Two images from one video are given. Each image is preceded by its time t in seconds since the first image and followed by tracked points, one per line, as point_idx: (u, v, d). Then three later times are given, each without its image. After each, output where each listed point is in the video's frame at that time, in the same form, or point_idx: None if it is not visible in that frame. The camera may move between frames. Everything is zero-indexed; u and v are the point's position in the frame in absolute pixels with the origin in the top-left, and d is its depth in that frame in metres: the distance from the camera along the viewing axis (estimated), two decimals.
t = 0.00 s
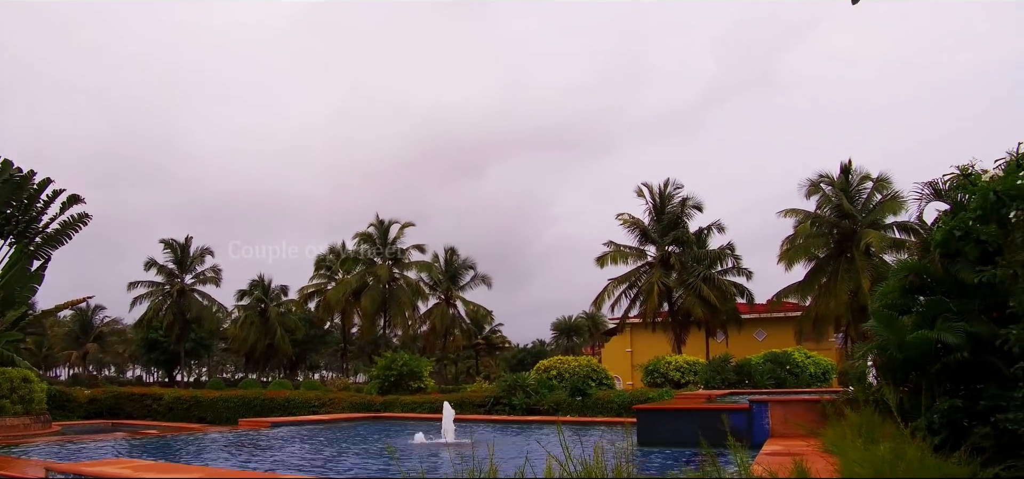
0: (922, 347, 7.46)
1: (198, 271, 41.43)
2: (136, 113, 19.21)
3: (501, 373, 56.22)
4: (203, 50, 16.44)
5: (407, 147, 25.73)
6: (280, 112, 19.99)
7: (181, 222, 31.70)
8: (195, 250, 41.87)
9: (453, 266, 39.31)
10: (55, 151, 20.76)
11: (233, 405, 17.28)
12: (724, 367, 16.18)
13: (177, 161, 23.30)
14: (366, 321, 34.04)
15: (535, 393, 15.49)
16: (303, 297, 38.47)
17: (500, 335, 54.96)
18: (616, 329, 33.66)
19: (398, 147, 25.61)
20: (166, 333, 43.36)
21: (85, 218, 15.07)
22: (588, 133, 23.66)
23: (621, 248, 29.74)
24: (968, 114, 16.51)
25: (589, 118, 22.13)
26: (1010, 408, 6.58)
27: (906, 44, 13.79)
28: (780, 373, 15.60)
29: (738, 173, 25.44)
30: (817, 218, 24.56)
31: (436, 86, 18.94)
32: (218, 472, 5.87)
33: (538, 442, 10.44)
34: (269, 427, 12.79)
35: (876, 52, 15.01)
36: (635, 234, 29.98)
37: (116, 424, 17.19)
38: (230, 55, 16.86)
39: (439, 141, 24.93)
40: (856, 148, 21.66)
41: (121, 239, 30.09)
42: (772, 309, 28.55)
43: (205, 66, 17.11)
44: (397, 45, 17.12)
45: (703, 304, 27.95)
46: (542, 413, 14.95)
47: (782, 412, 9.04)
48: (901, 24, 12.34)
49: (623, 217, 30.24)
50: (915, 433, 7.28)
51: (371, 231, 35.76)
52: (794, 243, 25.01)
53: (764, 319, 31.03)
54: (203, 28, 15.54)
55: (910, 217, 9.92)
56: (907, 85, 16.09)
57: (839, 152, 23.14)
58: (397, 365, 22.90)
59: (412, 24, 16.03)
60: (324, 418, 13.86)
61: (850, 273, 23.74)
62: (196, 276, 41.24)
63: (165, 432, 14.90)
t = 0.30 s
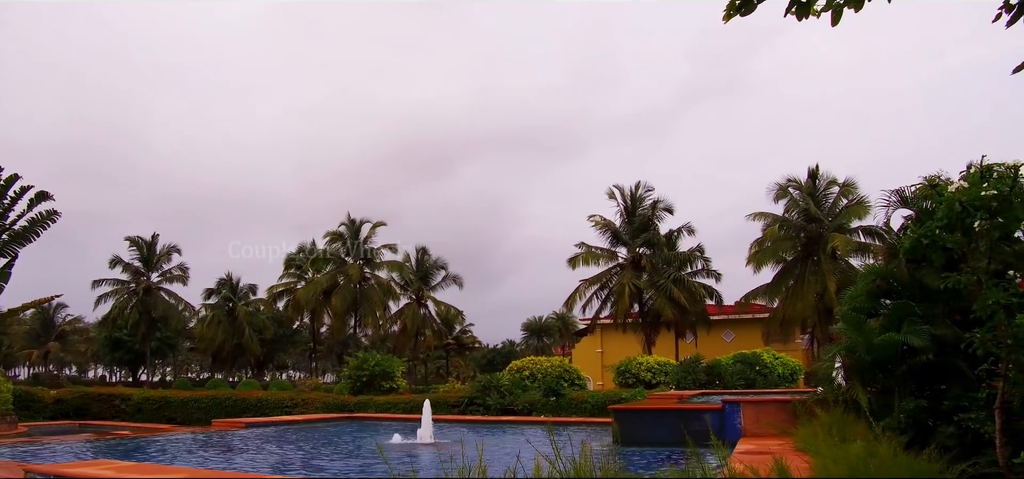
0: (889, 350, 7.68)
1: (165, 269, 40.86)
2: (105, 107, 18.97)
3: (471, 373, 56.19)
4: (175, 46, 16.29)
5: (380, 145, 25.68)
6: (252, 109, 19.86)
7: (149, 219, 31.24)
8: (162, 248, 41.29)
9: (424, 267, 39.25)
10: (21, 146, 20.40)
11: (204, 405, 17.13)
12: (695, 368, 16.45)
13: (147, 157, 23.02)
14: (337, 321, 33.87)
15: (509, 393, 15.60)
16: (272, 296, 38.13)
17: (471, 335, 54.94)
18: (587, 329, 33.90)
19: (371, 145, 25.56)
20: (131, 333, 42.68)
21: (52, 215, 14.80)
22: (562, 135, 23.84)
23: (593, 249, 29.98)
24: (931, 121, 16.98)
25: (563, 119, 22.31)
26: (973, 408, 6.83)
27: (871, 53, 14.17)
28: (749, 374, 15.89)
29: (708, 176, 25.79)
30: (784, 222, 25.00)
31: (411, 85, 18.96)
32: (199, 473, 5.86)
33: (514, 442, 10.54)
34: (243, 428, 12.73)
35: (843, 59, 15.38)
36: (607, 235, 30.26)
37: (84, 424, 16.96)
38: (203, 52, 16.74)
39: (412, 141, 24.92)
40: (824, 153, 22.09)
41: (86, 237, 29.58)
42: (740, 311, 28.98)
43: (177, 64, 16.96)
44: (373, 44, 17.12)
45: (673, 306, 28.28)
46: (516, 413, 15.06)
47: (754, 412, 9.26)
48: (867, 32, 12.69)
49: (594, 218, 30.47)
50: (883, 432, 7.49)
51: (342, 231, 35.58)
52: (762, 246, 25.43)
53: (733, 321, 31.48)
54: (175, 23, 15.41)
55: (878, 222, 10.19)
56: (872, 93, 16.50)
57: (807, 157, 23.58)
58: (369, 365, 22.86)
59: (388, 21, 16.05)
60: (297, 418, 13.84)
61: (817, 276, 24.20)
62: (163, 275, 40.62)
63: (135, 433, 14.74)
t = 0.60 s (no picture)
0: (878, 351, 7.86)
1: (147, 269, 40.53)
2: (92, 105, 18.91)
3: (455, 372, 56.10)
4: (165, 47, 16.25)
5: (368, 145, 25.67)
6: (240, 110, 19.83)
7: (132, 216, 31.00)
8: (144, 247, 40.95)
9: (410, 267, 39.21)
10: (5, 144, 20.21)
11: (192, 405, 17.06)
12: (683, 369, 16.66)
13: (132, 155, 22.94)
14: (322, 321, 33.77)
15: (499, 393, 15.69)
16: (256, 296, 37.93)
17: (455, 335, 54.91)
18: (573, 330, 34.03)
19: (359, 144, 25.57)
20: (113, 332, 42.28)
21: (41, 213, 14.71)
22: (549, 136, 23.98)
23: (579, 251, 30.14)
24: (912, 125, 17.30)
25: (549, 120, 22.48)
26: (960, 407, 7.03)
27: (854, 61, 14.45)
28: (737, 375, 16.10)
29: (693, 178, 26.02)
30: (769, 224, 25.27)
31: (401, 85, 19.01)
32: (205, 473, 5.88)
33: (508, 441, 10.63)
34: (234, 428, 12.71)
35: (827, 64, 15.65)
36: (593, 237, 30.43)
37: (70, 424, 16.85)
38: (192, 52, 16.72)
39: (400, 141, 24.92)
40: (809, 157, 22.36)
41: (69, 236, 29.30)
42: (724, 312, 29.24)
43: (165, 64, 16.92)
44: (362, 43, 17.14)
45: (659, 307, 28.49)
46: (506, 413, 15.16)
47: (745, 411, 9.44)
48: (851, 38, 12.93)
49: (581, 219, 30.62)
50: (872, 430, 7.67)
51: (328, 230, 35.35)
52: (747, 249, 25.68)
53: (717, 322, 31.77)
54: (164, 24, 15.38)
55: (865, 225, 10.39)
56: (855, 99, 16.79)
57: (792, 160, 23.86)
58: (356, 365, 22.84)
59: (377, 19, 16.11)
60: (288, 419, 13.86)
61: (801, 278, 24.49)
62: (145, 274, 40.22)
63: (123, 434, 14.72)
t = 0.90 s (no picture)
0: (873, 353, 8.04)
1: (139, 270, 40.37)
2: (87, 105, 18.95)
3: (447, 374, 56.08)
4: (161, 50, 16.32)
5: (363, 145, 25.76)
6: (238, 110, 19.94)
7: (124, 215, 30.91)
8: (135, 248, 40.81)
9: (403, 268, 39.35)
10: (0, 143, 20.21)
11: (188, 407, 17.07)
12: (677, 371, 16.92)
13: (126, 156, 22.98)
14: (316, 322, 33.73)
15: (496, 395, 15.82)
16: (247, 297, 37.85)
17: (446, 337, 54.96)
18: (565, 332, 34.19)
19: (354, 145, 25.66)
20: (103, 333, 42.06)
21: (39, 214, 14.78)
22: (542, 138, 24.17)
23: (572, 253, 30.30)
24: (904, 130, 17.49)
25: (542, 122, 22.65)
26: (953, 409, 7.22)
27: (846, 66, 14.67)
28: (731, 376, 16.34)
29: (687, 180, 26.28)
30: (761, 228, 25.52)
31: (396, 87, 19.13)
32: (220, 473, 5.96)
33: (507, 441, 10.73)
34: (232, 429, 12.77)
35: (819, 68, 15.88)
36: (586, 240, 30.62)
37: (65, 426, 16.83)
38: (188, 54, 16.79)
39: (395, 142, 25.01)
40: (800, 160, 22.62)
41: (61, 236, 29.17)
42: (716, 315, 29.47)
43: (161, 66, 16.98)
44: (358, 44, 17.26)
45: (652, 310, 28.68)
46: (503, 415, 15.30)
47: (742, 413, 9.57)
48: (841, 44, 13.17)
49: (574, 222, 30.80)
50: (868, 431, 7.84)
51: (320, 232, 35.04)
52: (739, 252, 25.92)
53: (708, 325, 32.01)
54: (160, 27, 15.45)
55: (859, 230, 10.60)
56: (846, 104, 17.01)
57: (784, 164, 24.13)
58: (350, 367, 22.90)
59: (372, 21, 16.23)
60: (285, 420, 13.95)
61: (791, 281, 24.77)
62: (136, 274, 40.00)
63: (119, 435, 14.79)
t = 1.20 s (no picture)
0: (869, 355, 8.23)
1: (135, 271, 40.30)
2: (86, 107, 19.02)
3: (442, 377, 56.14)
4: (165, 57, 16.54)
5: (361, 147, 25.89)
6: (237, 110, 20.08)
7: (121, 216, 30.93)
8: (131, 249, 40.81)
9: (399, 270, 39.20)
10: None
11: (188, 408, 17.18)
12: (675, 373, 17.13)
13: (127, 158, 23.15)
14: (313, 325, 33.81)
15: (495, 397, 16.00)
16: (243, 299, 37.86)
17: (442, 339, 55.04)
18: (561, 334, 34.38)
19: (352, 146, 25.83)
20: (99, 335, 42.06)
21: (42, 216, 14.91)
22: (539, 140, 24.36)
23: (569, 256, 30.52)
24: (898, 132, 17.69)
25: (539, 124, 22.84)
26: (946, 410, 7.43)
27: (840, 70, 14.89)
28: (728, 379, 16.61)
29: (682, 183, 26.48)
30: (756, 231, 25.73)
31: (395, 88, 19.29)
32: (234, 473, 6.10)
33: (508, 441, 10.90)
34: (236, 430, 12.90)
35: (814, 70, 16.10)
36: (583, 243, 30.83)
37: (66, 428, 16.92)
38: (190, 58, 16.89)
39: (393, 144, 25.14)
40: (794, 162, 22.83)
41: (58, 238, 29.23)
42: (711, 318, 29.68)
43: (162, 68, 17.12)
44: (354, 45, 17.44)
45: (648, 312, 28.89)
46: (503, 416, 15.49)
47: (741, 414, 9.79)
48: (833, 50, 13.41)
49: (570, 225, 30.98)
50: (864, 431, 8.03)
51: (317, 234, 35.23)
52: (734, 255, 26.13)
53: (704, 328, 32.25)
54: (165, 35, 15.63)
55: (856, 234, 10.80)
56: (840, 107, 17.23)
57: (779, 167, 24.36)
58: (349, 369, 23.04)
59: (371, 23, 16.40)
60: (287, 421, 14.10)
61: (786, 284, 24.99)
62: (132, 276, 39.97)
63: (119, 435, 14.98)
